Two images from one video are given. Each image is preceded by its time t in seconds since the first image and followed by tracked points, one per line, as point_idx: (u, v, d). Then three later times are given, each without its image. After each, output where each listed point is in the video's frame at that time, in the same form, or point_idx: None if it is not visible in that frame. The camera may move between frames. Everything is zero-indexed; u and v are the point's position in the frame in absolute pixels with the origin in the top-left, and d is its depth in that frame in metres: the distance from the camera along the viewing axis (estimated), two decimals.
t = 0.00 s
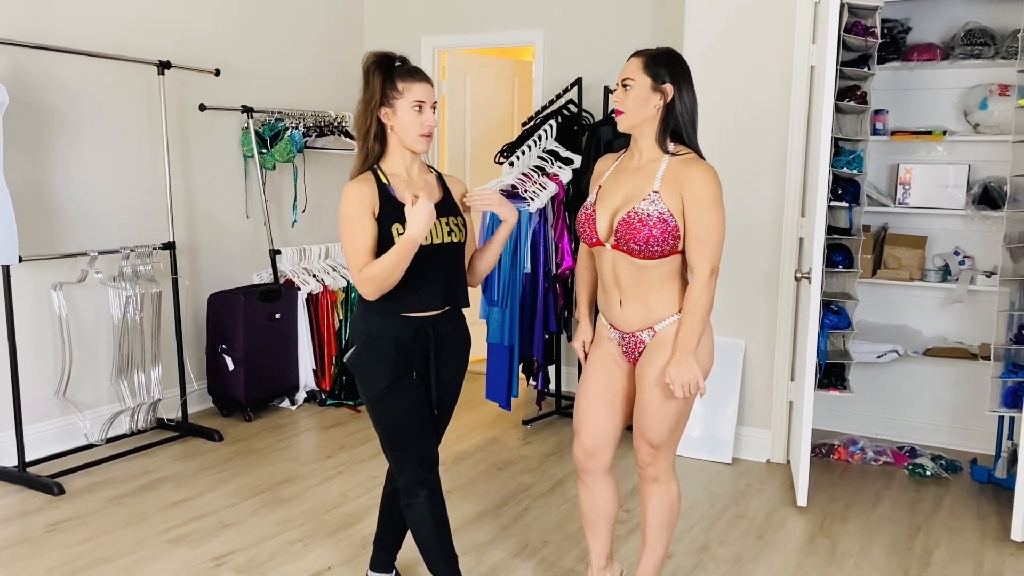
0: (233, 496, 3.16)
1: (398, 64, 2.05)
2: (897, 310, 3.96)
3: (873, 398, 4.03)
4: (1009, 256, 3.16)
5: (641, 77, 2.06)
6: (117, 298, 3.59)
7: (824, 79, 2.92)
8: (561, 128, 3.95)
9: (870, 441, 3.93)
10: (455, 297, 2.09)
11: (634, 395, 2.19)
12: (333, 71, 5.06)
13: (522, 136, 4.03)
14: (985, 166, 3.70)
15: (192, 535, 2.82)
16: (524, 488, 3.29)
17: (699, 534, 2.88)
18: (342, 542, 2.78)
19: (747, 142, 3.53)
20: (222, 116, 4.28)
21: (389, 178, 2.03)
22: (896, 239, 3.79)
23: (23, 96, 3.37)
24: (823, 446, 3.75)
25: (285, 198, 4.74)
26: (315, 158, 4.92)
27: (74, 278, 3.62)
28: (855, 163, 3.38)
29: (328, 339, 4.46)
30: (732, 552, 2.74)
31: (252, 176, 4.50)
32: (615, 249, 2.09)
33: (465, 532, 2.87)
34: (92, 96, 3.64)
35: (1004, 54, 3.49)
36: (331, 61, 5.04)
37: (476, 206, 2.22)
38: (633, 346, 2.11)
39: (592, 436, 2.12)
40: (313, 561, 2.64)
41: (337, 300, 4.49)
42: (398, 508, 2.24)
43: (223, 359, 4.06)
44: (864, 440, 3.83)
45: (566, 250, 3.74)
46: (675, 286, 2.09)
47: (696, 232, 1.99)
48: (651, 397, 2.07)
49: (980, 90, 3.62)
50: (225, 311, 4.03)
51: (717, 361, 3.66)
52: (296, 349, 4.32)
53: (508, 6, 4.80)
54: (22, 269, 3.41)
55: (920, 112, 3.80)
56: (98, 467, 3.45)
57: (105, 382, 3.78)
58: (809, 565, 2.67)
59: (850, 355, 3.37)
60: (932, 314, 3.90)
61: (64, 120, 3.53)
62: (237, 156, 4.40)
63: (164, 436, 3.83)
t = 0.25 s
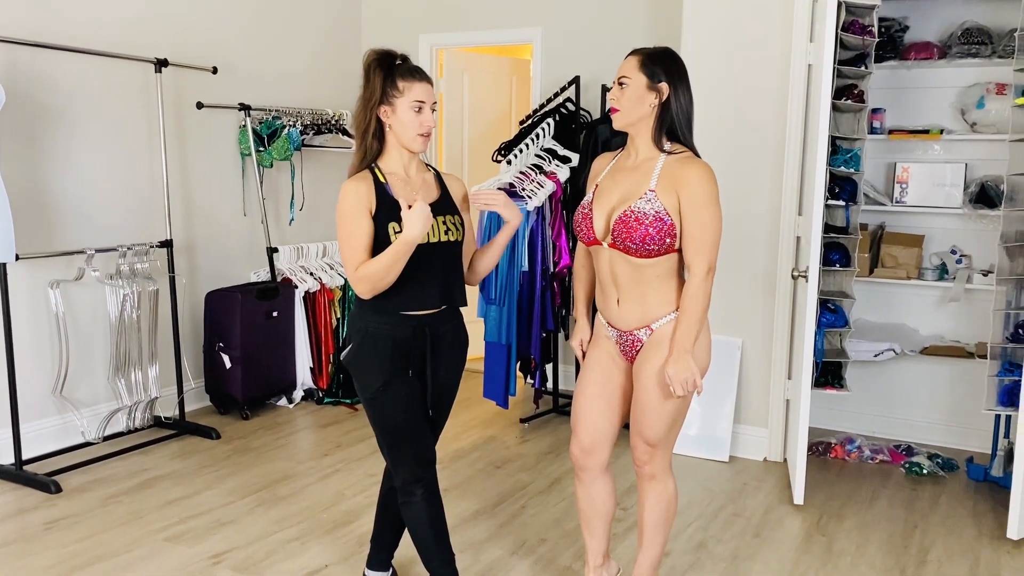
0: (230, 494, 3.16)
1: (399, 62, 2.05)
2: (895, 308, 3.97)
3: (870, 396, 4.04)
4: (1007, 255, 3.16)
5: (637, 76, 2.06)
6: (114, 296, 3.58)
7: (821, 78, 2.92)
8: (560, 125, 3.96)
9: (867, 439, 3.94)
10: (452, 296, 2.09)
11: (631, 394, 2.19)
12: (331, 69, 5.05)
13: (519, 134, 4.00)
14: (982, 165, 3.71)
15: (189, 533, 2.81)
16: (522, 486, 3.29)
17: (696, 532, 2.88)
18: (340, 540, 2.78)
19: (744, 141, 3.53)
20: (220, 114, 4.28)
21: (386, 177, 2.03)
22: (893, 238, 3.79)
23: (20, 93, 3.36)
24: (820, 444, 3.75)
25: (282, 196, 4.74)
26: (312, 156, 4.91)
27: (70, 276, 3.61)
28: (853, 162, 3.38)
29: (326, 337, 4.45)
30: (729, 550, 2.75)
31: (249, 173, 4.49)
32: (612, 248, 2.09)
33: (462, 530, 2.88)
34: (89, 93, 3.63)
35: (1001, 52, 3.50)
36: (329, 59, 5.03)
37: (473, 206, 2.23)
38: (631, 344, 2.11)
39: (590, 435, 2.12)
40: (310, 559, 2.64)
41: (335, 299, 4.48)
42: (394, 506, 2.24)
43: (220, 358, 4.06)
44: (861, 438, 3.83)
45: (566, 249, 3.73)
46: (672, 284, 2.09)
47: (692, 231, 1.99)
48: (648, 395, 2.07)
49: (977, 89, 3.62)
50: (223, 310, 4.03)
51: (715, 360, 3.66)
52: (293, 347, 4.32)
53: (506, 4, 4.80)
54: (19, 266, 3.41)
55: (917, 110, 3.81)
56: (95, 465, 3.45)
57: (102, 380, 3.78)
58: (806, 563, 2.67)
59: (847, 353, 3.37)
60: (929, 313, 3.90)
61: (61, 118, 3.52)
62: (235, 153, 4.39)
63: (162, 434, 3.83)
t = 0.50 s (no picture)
0: (228, 494, 3.16)
1: (400, 61, 2.05)
2: (893, 307, 3.97)
3: (868, 395, 4.04)
4: (1005, 255, 3.16)
5: (634, 75, 2.06)
6: (112, 295, 3.58)
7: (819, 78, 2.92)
8: (558, 125, 3.93)
9: (865, 438, 3.94)
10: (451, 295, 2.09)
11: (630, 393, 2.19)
12: (329, 68, 5.05)
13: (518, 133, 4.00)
14: (981, 164, 3.71)
15: (187, 533, 2.81)
16: (520, 485, 3.29)
17: (695, 531, 2.88)
18: (338, 539, 2.78)
19: (743, 140, 3.53)
20: (218, 113, 4.27)
21: (386, 176, 2.03)
22: (892, 237, 3.80)
23: (18, 92, 3.36)
24: (818, 443, 3.76)
25: (280, 195, 4.73)
26: (311, 155, 4.91)
27: (68, 275, 3.61)
28: (851, 161, 3.39)
29: (324, 336, 4.45)
30: (727, 550, 2.75)
31: (248, 172, 4.48)
32: (610, 247, 2.09)
33: (460, 529, 2.87)
34: (87, 92, 3.62)
35: (999, 52, 3.51)
36: (327, 58, 5.03)
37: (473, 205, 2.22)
38: (630, 344, 2.11)
39: (589, 434, 2.12)
40: (308, 558, 2.64)
41: (333, 298, 4.48)
42: (393, 505, 2.24)
43: (218, 357, 4.05)
44: (859, 437, 3.83)
45: (563, 248, 3.74)
46: (670, 283, 2.09)
47: (690, 230, 1.99)
48: (647, 394, 2.07)
49: (975, 89, 3.63)
50: (221, 309, 4.02)
51: (713, 360, 3.66)
52: (292, 347, 4.31)
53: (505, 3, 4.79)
54: (17, 265, 3.40)
55: (915, 110, 3.81)
56: (93, 464, 3.44)
57: (100, 380, 3.78)
58: (804, 563, 2.67)
59: (845, 353, 3.37)
60: (927, 312, 3.90)
61: (59, 116, 3.52)
62: (233, 152, 4.39)
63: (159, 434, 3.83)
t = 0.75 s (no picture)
0: (228, 494, 3.16)
1: (401, 62, 2.05)
2: (892, 308, 3.97)
3: (868, 396, 4.04)
4: (1004, 255, 3.16)
5: (631, 76, 2.07)
6: (112, 296, 3.58)
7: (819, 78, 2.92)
8: (556, 127, 3.93)
9: (864, 439, 3.94)
10: (453, 296, 2.10)
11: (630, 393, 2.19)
12: (329, 68, 5.05)
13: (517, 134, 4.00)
14: (979, 165, 3.71)
15: (187, 533, 2.81)
16: (519, 486, 3.29)
17: (694, 531, 2.88)
18: (337, 540, 2.78)
19: (742, 141, 3.54)
20: (217, 114, 4.27)
21: (389, 176, 2.03)
22: (891, 238, 3.80)
23: (17, 93, 3.36)
24: (817, 444, 3.76)
25: (280, 196, 4.73)
26: (310, 156, 4.91)
27: (68, 275, 3.60)
28: (850, 161, 3.39)
29: (323, 337, 4.45)
30: (727, 550, 2.75)
31: (247, 173, 4.49)
32: (609, 247, 2.09)
33: (460, 530, 2.88)
34: (86, 93, 3.62)
35: (998, 53, 3.50)
36: (326, 59, 5.03)
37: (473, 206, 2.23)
38: (629, 344, 2.11)
39: (589, 434, 2.12)
40: (308, 559, 2.64)
41: (333, 299, 4.48)
42: (393, 506, 2.24)
43: (218, 358, 4.05)
44: (858, 438, 3.84)
45: (562, 249, 3.75)
46: (669, 284, 2.09)
47: (688, 230, 1.99)
48: (647, 395, 2.07)
49: (974, 89, 3.63)
50: (221, 309, 4.02)
51: (713, 360, 3.66)
52: (291, 347, 4.32)
53: (504, 3, 4.79)
54: (16, 266, 3.40)
55: (914, 111, 3.81)
56: (92, 465, 3.44)
57: (99, 380, 3.78)
58: (803, 563, 2.67)
59: (844, 353, 3.37)
60: (926, 313, 3.91)
61: (58, 117, 3.52)
62: (232, 153, 4.39)
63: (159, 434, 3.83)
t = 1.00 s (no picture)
0: (228, 496, 3.16)
1: (399, 65, 2.05)
2: (892, 309, 3.97)
3: (868, 397, 4.04)
4: (1004, 256, 3.16)
5: (631, 78, 2.07)
6: (112, 298, 3.58)
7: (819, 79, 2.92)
8: (556, 128, 3.98)
9: (864, 440, 3.94)
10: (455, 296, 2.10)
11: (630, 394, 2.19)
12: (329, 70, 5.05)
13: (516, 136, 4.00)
14: (979, 166, 3.71)
15: (187, 535, 2.81)
16: (520, 487, 3.29)
17: (695, 532, 2.89)
18: (338, 541, 2.78)
19: (742, 143, 3.54)
20: (217, 116, 4.28)
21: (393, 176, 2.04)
22: (890, 239, 3.80)
23: (17, 95, 3.36)
24: (817, 445, 3.76)
25: (280, 197, 4.73)
26: (310, 157, 4.91)
27: (68, 277, 3.61)
28: (850, 163, 3.38)
29: (324, 338, 4.45)
30: (727, 551, 2.75)
31: (247, 174, 4.49)
32: (609, 249, 2.09)
33: (461, 531, 2.88)
34: (86, 95, 3.63)
35: (998, 54, 3.50)
36: (327, 60, 5.03)
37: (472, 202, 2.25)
38: (629, 346, 2.11)
39: (589, 436, 2.12)
40: (308, 561, 2.64)
41: (333, 300, 4.48)
42: (394, 507, 2.24)
43: (218, 359, 4.05)
44: (859, 439, 3.84)
45: (562, 250, 3.74)
46: (669, 285, 2.09)
47: (688, 232, 1.99)
48: (647, 397, 2.07)
49: (973, 91, 3.64)
50: (221, 311, 4.02)
51: (713, 361, 3.67)
52: (292, 349, 4.32)
53: (504, 5, 4.80)
54: (16, 268, 3.40)
55: (914, 112, 3.81)
56: (93, 467, 3.44)
57: (99, 382, 3.78)
58: (803, 564, 2.67)
59: (844, 355, 3.37)
60: (926, 314, 3.91)
61: (58, 119, 3.52)
62: (233, 155, 4.39)
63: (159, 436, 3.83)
